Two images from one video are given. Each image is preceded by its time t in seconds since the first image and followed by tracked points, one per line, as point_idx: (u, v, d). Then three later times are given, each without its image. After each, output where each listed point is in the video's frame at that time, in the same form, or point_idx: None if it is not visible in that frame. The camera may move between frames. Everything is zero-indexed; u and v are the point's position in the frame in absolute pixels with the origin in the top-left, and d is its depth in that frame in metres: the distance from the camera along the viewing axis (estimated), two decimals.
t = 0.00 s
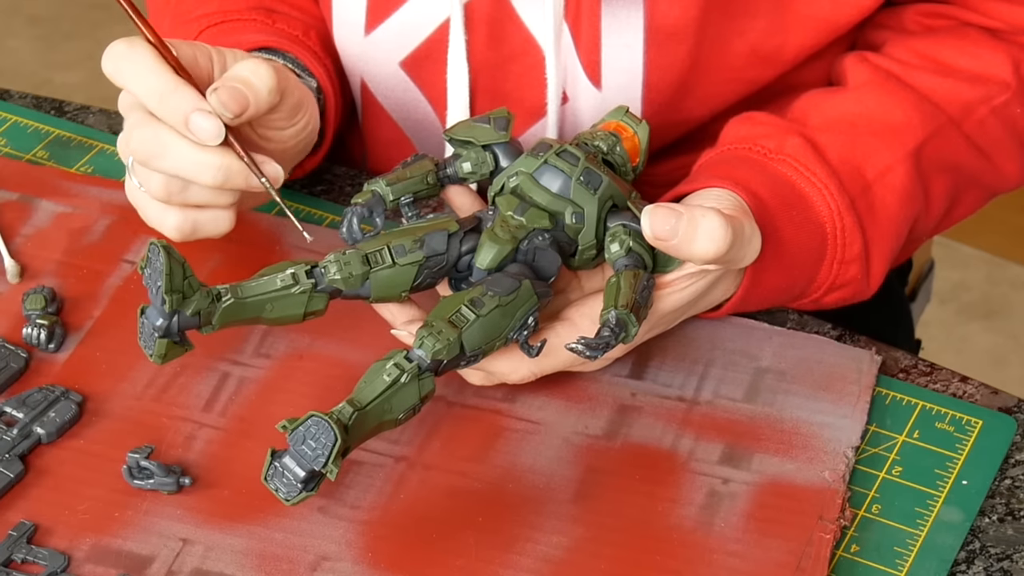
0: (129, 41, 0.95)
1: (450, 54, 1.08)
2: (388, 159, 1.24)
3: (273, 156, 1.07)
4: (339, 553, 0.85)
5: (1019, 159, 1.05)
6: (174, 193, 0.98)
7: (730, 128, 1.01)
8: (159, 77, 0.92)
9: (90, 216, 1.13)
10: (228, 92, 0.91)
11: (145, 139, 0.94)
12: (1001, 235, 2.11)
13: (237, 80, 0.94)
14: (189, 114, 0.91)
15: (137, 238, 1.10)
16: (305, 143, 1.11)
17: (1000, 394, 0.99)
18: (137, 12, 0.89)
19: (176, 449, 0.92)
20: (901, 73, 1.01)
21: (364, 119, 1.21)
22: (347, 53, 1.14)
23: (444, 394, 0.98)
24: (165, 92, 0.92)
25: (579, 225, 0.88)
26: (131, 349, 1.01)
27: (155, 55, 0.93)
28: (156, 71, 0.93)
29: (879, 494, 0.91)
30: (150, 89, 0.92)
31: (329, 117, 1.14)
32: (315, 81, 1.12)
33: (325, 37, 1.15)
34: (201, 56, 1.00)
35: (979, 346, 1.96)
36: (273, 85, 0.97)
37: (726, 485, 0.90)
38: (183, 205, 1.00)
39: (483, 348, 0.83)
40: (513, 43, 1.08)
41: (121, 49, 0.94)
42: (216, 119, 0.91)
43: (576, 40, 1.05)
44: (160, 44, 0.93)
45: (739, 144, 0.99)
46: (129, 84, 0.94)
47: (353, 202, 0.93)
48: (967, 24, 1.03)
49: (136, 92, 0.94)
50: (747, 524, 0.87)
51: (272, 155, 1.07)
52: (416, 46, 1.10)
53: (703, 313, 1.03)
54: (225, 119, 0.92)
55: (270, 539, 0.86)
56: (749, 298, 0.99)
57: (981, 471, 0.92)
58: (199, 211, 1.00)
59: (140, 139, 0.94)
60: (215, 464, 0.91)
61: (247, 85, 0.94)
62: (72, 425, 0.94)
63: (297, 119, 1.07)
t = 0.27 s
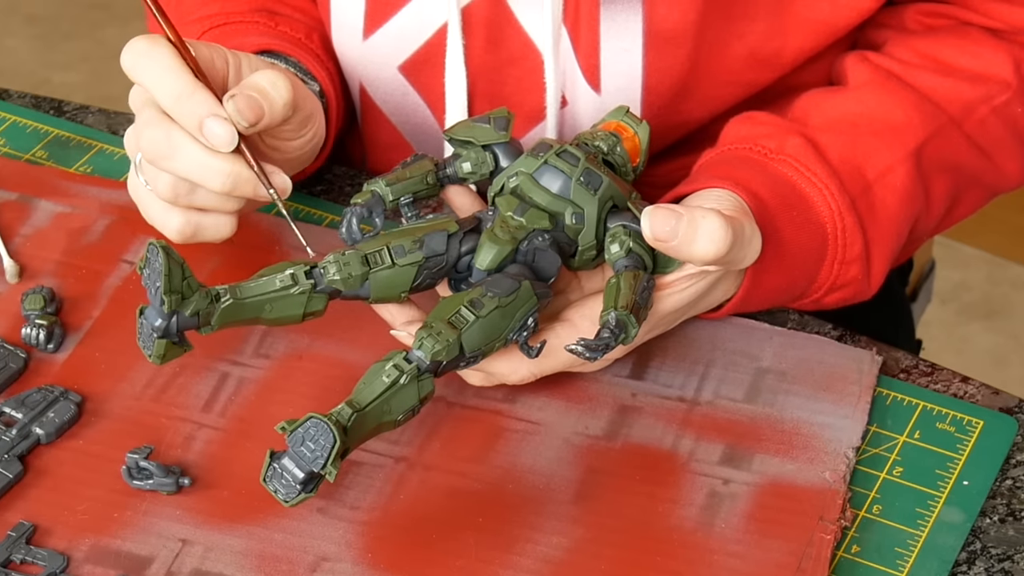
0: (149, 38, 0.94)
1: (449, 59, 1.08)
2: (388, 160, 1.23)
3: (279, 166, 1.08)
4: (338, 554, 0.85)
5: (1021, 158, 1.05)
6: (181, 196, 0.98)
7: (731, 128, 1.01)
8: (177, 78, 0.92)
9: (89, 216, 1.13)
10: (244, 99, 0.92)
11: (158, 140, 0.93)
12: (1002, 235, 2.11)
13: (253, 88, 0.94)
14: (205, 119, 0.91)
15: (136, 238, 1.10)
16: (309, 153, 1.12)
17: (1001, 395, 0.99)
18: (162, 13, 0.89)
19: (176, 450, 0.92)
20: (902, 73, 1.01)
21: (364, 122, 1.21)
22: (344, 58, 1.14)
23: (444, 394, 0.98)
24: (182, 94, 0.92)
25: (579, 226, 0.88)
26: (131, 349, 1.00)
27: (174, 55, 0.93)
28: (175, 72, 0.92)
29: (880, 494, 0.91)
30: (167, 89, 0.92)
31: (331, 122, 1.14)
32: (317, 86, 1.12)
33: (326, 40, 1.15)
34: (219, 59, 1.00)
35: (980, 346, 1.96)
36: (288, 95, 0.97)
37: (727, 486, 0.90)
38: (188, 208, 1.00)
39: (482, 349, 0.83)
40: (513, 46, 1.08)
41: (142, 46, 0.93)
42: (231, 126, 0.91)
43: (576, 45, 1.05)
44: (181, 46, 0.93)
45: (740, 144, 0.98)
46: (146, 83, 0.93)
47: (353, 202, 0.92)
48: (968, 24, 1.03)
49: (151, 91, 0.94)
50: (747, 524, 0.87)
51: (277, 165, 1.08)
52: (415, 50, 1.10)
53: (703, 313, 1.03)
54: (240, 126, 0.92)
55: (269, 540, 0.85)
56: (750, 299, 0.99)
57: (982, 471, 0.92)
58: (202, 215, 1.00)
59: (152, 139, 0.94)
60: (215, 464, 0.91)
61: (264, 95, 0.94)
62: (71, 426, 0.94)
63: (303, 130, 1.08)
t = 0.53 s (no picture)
0: (149, 41, 0.94)
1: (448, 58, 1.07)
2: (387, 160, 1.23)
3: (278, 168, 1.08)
4: (338, 554, 0.84)
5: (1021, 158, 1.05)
6: (181, 199, 0.98)
7: (731, 128, 1.01)
8: (177, 82, 0.92)
9: (88, 216, 1.13)
10: (245, 102, 0.92)
11: (158, 144, 0.93)
12: (1003, 235, 2.10)
13: (253, 93, 0.94)
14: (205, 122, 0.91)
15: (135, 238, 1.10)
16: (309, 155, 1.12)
17: (1002, 395, 0.99)
18: (164, 18, 0.89)
19: (175, 450, 0.92)
20: (902, 73, 1.01)
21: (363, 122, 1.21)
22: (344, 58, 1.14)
23: (444, 394, 0.97)
24: (182, 98, 0.91)
25: (579, 226, 0.88)
26: (130, 349, 1.00)
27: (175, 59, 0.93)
28: (175, 76, 0.92)
29: (881, 495, 0.91)
30: (167, 93, 0.92)
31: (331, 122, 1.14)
32: (316, 85, 1.12)
33: (325, 40, 1.15)
34: (218, 61, 1.00)
35: (981, 346, 1.96)
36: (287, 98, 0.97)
37: (727, 486, 0.90)
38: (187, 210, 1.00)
39: (482, 349, 0.83)
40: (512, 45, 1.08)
41: (142, 49, 0.93)
42: (231, 129, 0.91)
43: (575, 45, 1.05)
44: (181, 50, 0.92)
45: (740, 144, 0.98)
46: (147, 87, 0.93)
47: (352, 202, 0.92)
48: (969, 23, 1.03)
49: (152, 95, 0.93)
50: (748, 525, 0.87)
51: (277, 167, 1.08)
52: (414, 51, 1.10)
53: (704, 313, 1.02)
54: (240, 130, 0.92)
55: (269, 541, 0.85)
56: (751, 299, 0.99)
57: (983, 471, 0.92)
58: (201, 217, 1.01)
59: (152, 143, 0.94)
60: (214, 465, 0.91)
61: (264, 99, 0.94)
62: (70, 426, 0.94)
63: (304, 133, 1.07)
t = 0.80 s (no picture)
0: (127, 32, 0.93)
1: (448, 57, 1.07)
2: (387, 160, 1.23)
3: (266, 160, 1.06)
4: (338, 555, 0.84)
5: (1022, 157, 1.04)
6: (162, 190, 0.97)
7: (732, 127, 1.00)
8: (155, 73, 0.91)
9: (87, 216, 1.12)
10: (224, 92, 0.91)
11: (136, 135, 0.93)
12: (1005, 235, 2.10)
13: (233, 82, 0.93)
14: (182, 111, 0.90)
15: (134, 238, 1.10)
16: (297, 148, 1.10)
17: (1003, 395, 0.99)
18: (142, 9, 0.88)
19: (175, 450, 0.92)
20: (903, 72, 1.00)
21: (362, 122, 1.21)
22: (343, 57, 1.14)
23: (444, 395, 0.97)
24: (160, 88, 0.91)
25: (579, 225, 0.88)
26: (129, 349, 1.00)
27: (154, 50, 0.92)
28: (152, 66, 0.91)
29: (881, 495, 0.91)
30: (145, 83, 0.91)
31: (329, 120, 1.13)
32: (314, 83, 1.12)
33: (323, 38, 1.15)
34: (201, 54, 0.99)
35: (982, 346, 1.95)
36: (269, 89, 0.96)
37: (728, 486, 0.89)
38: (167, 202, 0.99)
39: (482, 349, 0.83)
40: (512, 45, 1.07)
41: (120, 40, 0.92)
42: (209, 119, 0.90)
43: (575, 44, 1.04)
44: (160, 40, 0.91)
45: (741, 143, 0.98)
46: (125, 78, 0.92)
47: (352, 201, 0.92)
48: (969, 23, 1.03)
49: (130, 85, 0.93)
50: (749, 525, 0.87)
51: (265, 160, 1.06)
52: (414, 50, 1.10)
53: (704, 313, 1.02)
54: (218, 119, 0.91)
55: (269, 541, 0.85)
56: (751, 299, 0.99)
57: (984, 472, 0.92)
58: (182, 208, 1.00)
59: (131, 134, 0.94)
60: (214, 465, 0.91)
61: (245, 88, 0.93)
62: (69, 426, 0.93)
63: (290, 124, 1.06)
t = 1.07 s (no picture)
0: (149, 38, 0.94)
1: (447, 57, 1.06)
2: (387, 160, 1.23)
3: (279, 163, 1.08)
4: (338, 555, 0.84)
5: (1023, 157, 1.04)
6: (183, 195, 0.97)
7: (732, 127, 1.00)
8: (177, 78, 0.92)
9: (86, 216, 1.12)
10: (247, 97, 0.91)
11: (159, 141, 0.93)
12: (1005, 235, 2.10)
13: (254, 87, 0.93)
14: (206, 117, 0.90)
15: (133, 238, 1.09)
16: (311, 150, 1.11)
17: (1004, 395, 0.99)
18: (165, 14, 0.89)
19: (174, 451, 0.91)
20: (903, 71, 1.00)
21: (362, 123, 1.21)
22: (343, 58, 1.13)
23: (444, 395, 0.97)
24: (183, 94, 0.91)
25: (579, 225, 0.88)
26: (128, 350, 1.00)
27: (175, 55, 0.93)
28: (174, 72, 0.92)
29: (882, 495, 0.90)
30: (167, 89, 0.92)
31: (331, 122, 1.14)
32: (316, 84, 1.12)
33: (324, 38, 1.14)
34: (218, 58, 1.00)
35: (983, 346, 1.95)
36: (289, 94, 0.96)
37: (728, 487, 0.89)
38: (185, 207, 0.99)
39: (481, 349, 0.83)
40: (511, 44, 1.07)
41: (142, 46, 0.93)
42: (233, 125, 0.90)
43: (575, 44, 1.04)
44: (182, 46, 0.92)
45: (741, 143, 0.98)
46: (146, 83, 0.93)
47: (351, 201, 0.92)
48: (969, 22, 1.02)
49: (152, 91, 0.94)
50: (749, 526, 0.87)
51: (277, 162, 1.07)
52: (414, 50, 1.10)
53: (705, 313, 1.02)
54: (241, 125, 0.91)
55: (268, 542, 0.85)
56: (752, 299, 0.99)
57: (985, 472, 0.92)
58: (202, 214, 1.00)
59: (152, 140, 0.93)
60: (213, 466, 0.90)
61: (266, 94, 0.94)
62: (68, 427, 0.93)
63: (305, 128, 1.07)
